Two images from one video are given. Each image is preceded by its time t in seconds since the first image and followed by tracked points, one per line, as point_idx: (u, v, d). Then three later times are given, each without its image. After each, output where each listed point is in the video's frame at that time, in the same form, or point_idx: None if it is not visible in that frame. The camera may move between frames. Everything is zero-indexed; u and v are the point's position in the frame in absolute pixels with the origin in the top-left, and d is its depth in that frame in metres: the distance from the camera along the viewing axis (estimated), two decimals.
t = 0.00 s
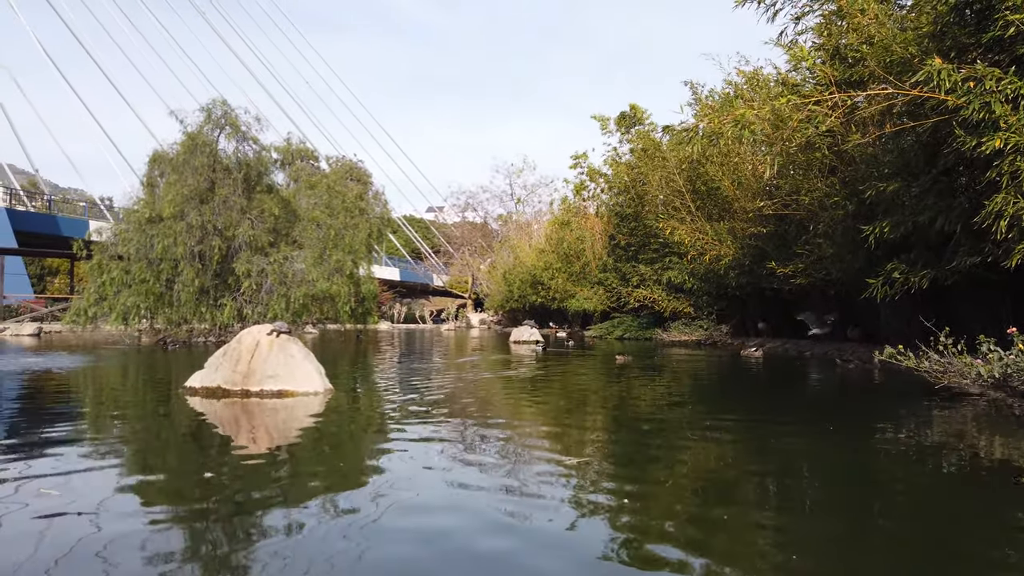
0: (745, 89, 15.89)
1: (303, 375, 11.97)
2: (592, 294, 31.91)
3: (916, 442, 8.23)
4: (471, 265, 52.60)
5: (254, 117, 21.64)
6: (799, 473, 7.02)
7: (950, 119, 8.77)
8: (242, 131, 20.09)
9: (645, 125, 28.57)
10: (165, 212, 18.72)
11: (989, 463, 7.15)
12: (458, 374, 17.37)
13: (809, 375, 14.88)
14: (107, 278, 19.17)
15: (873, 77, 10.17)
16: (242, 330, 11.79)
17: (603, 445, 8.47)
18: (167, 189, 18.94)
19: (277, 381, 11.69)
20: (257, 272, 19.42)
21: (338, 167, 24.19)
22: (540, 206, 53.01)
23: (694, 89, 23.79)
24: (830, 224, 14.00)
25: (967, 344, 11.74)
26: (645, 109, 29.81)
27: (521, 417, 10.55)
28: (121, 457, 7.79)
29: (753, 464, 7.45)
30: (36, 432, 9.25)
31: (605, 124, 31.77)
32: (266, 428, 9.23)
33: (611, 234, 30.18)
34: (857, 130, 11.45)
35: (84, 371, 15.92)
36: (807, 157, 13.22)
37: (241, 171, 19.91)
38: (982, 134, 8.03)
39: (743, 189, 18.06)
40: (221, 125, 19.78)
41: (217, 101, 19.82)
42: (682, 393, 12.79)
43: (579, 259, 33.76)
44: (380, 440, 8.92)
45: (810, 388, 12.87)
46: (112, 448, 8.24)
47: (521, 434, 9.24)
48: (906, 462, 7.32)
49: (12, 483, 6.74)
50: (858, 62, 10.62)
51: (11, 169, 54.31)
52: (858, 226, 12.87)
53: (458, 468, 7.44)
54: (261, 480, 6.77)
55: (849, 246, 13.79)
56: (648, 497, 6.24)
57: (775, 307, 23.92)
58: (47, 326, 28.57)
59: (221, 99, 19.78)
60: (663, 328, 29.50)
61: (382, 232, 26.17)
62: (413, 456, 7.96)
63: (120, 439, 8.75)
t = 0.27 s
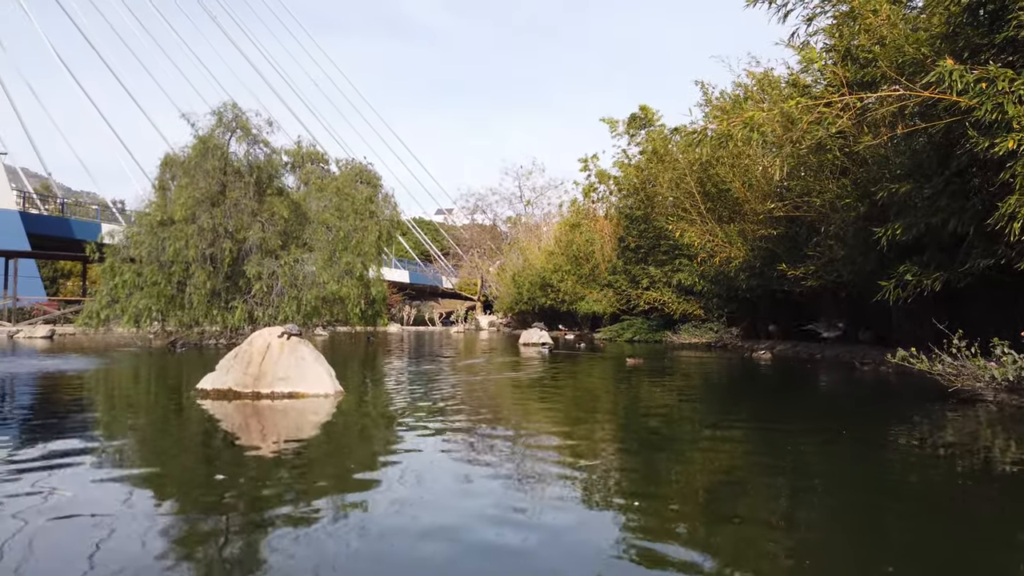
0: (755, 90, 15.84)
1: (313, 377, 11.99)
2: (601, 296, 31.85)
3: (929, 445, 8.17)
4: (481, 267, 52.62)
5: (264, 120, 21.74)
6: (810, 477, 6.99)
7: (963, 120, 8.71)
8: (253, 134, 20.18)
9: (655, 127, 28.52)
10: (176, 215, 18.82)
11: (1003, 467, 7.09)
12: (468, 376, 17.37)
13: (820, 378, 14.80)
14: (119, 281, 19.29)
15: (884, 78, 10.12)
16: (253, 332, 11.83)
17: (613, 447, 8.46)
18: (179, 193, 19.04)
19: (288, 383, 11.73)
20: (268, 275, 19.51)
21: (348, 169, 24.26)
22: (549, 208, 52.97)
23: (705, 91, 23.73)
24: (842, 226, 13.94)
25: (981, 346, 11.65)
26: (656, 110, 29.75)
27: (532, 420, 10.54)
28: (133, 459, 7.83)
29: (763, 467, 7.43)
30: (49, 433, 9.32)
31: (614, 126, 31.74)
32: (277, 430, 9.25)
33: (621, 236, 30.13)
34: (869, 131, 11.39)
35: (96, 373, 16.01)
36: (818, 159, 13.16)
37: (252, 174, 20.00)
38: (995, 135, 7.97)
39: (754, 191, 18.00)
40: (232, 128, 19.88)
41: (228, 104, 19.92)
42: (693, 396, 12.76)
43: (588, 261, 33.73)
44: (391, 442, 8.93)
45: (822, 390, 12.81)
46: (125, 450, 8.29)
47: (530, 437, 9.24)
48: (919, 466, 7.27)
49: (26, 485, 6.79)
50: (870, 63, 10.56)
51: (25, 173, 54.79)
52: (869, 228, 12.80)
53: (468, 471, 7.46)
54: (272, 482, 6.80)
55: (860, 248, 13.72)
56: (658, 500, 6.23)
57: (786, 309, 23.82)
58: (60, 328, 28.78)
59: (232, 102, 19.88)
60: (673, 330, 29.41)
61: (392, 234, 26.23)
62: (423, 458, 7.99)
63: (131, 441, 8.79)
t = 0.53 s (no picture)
0: (765, 93, 15.79)
1: (324, 381, 12.04)
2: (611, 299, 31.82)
3: (942, 449, 8.14)
4: (490, 270, 52.64)
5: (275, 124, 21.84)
6: (822, 480, 6.95)
7: (975, 122, 8.67)
8: (264, 138, 20.28)
9: (664, 130, 28.47)
10: (188, 219, 18.94)
11: (1017, 471, 7.05)
12: (477, 379, 17.38)
13: (832, 381, 14.74)
14: (131, 284, 19.42)
15: (896, 80, 10.08)
16: (264, 335, 11.87)
17: (623, 451, 8.44)
18: (190, 196, 19.14)
19: (299, 386, 11.77)
20: (279, 278, 19.61)
21: (358, 173, 24.34)
22: (558, 211, 52.96)
23: (714, 93, 23.68)
24: (853, 228, 13.87)
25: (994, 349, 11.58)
26: (666, 113, 29.70)
27: (541, 423, 10.53)
28: (144, 461, 7.87)
29: (775, 470, 7.40)
30: (61, 435, 9.38)
31: (623, 128, 31.71)
32: (287, 432, 9.28)
33: (630, 239, 30.08)
34: (880, 133, 11.35)
35: (109, 376, 16.12)
36: (828, 161, 13.12)
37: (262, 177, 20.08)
38: (1008, 136, 7.91)
39: (764, 194, 17.95)
40: (243, 132, 19.99)
41: (238, 108, 20.02)
42: (704, 399, 12.73)
43: (598, 264, 33.69)
44: (400, 444, 8.96)
45: (833, 394, 12.75)
46: (136, 452, 8.33)
47: (540, 440, 9.23)
48: (932, 469, 7.24)
49: (40, 485, 6.83)
50: (882, 65, 10.52)
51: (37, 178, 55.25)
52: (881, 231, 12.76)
53: (478, 473, 7.46)
54: (283, 484, 6.82)
55: (872, 250, 13.67)
56: (669, 503, 6.20)
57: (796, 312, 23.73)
58: (72, 331, 28.98)
59: (242, 106, 19.98)
60: (683, 333, 29.35)
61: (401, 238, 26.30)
62: (433, 461, 7.99)
63: (142, 443, 8.83)
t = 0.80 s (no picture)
0: (776, 95, 15.74)
1: (335, 384, 12.08)
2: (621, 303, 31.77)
3: (954, 454, 8.09)
4: (499, 274, 52.64)
5: (285, 129, 21.92)
6: (834, 486, 6.91)
7: (988, 125, 8.62)
8: (274, 142, 20.36)
9: (674, 133, 28.41)
10: (199, 223, 19.06)
11: None
12: (487, 383, 17.38)
13: (843, 386, 14.66)
14: (143, 288, 19.55)
15: (908, 83, 10.04)
16: (275, 339, 11.93)
17: (633, 455, 8.41)
18: (201, 201, 19.25)
19: (310, 390, 11.81)
20: (289, 282, 19.70)
21: (368, 177, 24.41)
22: (568, 214, 52.93)
23: (725, 96, 23.61)
24: (865, 232, 13.79)
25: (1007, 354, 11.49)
26: (677, 116, 29.64)
27: (550, 427, 10.54)
28: (156, 464, 7.92)
29: (786, 476, 7.35)
30: (74, 438, 9.43)
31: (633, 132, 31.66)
32: (298, 436, 9.32)
33: (640, 242, 30.03)
34: (892, 136, 11.29)
35: (121, 379, 16.23)
36: (840, 165, 13.03)
37: (273, 182, 20.17)
38: (1022, 139, 7.85)
39: (775, 197, 17.89)
40: (254, 136, 20.09)
41: (249, 113, 20.12)
42: (715, 403, 12.68)
43: (608, 268, 33.65)
44: (410, 448, 8.98)
45: (845, 398, 12.68)
46: (148, 455, 8.39)
47: (550, 444, 9.21)
48: (944, 475, 7.21)
49: (53, 488, 6.87)
50: (893, 67, 10.48)
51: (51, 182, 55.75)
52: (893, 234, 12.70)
53: (487, 477, 7.47)
54: (292, 488, 6.83)
55: (883, 254, 13.60)
56: (679, 509, 6.17)
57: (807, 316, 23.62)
58: (85, 334, 29.20)
59: (253, 111, 20.08)
60: (693, 337, 29.26)
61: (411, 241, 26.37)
62: (444, 465, 7.99)
63: (154, 446, 8.89)
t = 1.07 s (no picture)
0: (787, 97, 15.70)
1: (346, 387, 12.10)
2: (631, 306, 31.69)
3: (969, 459, 8.01)
4: (509, 277, 52.62)
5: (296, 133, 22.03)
6: (846, 491, 6.86)
7: (1002, 126, 8.55)
8: (285, 146, 20.46)
9: (685, 136, 28.35)
10: (211, 227, 19.16)
11: None
12: (497, 386, 17.36)
13: (856, 390, 14.56)
14: (156, 291, 19.66)
15: (920, 85, 9.99)
16: (286, 342, 11.97)
17: (643, 459, 8.39)
18: (213, 205, 19.35)
19: (321, 393, 11.84)
20: (300, 285, 19.76)
21: (378, 180, 24.46)
22: (578, 217, 52.88)
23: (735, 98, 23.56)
24: (877, 234, 13.73)
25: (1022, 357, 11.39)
26: (688, 118, 29.58)
27: (561, 430, 10.51)
28: (167, 466, 7.95)
29: (798, 480, 7.31)
30: (87, 440, 9.50)
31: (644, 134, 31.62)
32: (309, 439, 9.34)
33: (650, 245, 29.96)
34: (904, 138, 11.23)
35: (133, 382, 16.32)
36: (851, 168, 12.96)
37: (284, 185, 20.24)
38: None
39: (786, 200, 17.83)
40: (265, 140, 20.18)
41: (260, 117, 20.22)
42: (726, 407, 12.63)
43: (617, 271, 33.57)
44: (420, 451, 8.98)
45: (858, 402, 12.61)
46: (160, 457, 8.42)
47: (560, 447, 9.19)
48: (959, 480, 7.13)
49: (64, 491, 6.89)
50: (906, 69, 10.44)
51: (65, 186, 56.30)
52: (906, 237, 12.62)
53: (497, 481, 7.46)
54: (303, 490, 6.85)
55: (896, 257, 13.52)
56: (690, 513, 6.15)
57: (819, 319, 23.49)
58: (98, 337, 29.39)
59: (264, 115, 20.18)
60: (704, 340, 29.15)
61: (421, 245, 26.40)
62: (453, 468, 7.98)
63: (166, 449, 8.92)
